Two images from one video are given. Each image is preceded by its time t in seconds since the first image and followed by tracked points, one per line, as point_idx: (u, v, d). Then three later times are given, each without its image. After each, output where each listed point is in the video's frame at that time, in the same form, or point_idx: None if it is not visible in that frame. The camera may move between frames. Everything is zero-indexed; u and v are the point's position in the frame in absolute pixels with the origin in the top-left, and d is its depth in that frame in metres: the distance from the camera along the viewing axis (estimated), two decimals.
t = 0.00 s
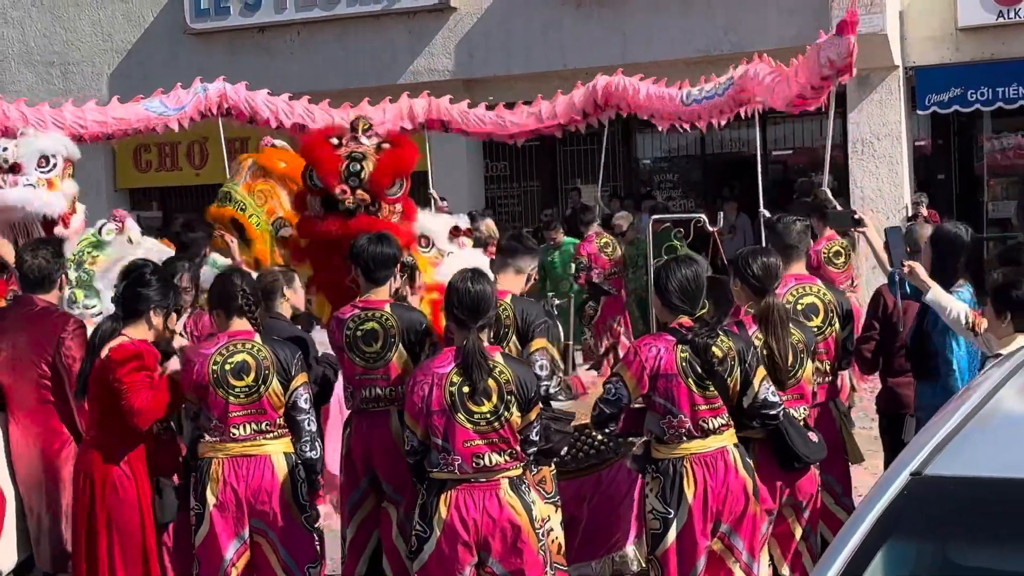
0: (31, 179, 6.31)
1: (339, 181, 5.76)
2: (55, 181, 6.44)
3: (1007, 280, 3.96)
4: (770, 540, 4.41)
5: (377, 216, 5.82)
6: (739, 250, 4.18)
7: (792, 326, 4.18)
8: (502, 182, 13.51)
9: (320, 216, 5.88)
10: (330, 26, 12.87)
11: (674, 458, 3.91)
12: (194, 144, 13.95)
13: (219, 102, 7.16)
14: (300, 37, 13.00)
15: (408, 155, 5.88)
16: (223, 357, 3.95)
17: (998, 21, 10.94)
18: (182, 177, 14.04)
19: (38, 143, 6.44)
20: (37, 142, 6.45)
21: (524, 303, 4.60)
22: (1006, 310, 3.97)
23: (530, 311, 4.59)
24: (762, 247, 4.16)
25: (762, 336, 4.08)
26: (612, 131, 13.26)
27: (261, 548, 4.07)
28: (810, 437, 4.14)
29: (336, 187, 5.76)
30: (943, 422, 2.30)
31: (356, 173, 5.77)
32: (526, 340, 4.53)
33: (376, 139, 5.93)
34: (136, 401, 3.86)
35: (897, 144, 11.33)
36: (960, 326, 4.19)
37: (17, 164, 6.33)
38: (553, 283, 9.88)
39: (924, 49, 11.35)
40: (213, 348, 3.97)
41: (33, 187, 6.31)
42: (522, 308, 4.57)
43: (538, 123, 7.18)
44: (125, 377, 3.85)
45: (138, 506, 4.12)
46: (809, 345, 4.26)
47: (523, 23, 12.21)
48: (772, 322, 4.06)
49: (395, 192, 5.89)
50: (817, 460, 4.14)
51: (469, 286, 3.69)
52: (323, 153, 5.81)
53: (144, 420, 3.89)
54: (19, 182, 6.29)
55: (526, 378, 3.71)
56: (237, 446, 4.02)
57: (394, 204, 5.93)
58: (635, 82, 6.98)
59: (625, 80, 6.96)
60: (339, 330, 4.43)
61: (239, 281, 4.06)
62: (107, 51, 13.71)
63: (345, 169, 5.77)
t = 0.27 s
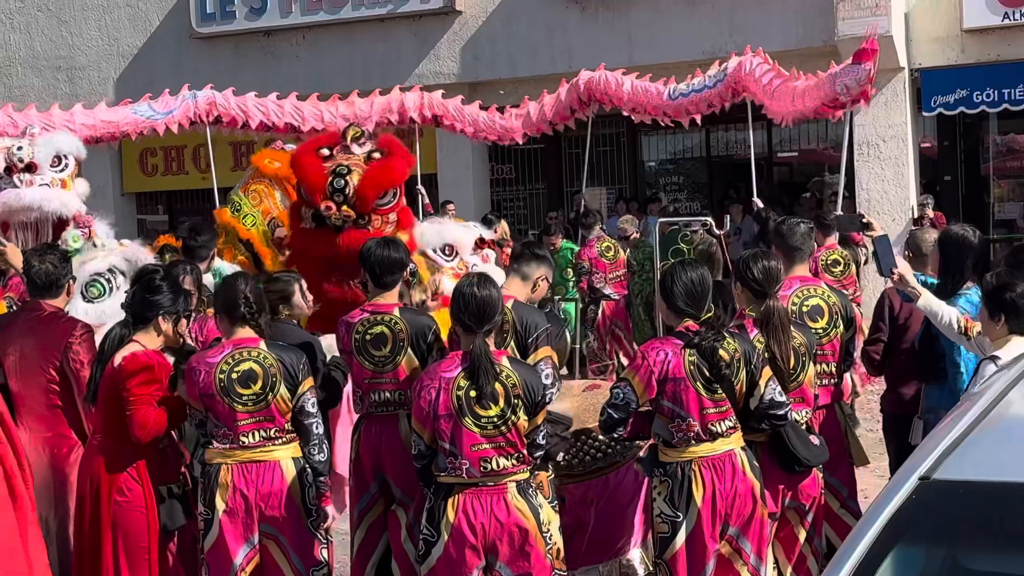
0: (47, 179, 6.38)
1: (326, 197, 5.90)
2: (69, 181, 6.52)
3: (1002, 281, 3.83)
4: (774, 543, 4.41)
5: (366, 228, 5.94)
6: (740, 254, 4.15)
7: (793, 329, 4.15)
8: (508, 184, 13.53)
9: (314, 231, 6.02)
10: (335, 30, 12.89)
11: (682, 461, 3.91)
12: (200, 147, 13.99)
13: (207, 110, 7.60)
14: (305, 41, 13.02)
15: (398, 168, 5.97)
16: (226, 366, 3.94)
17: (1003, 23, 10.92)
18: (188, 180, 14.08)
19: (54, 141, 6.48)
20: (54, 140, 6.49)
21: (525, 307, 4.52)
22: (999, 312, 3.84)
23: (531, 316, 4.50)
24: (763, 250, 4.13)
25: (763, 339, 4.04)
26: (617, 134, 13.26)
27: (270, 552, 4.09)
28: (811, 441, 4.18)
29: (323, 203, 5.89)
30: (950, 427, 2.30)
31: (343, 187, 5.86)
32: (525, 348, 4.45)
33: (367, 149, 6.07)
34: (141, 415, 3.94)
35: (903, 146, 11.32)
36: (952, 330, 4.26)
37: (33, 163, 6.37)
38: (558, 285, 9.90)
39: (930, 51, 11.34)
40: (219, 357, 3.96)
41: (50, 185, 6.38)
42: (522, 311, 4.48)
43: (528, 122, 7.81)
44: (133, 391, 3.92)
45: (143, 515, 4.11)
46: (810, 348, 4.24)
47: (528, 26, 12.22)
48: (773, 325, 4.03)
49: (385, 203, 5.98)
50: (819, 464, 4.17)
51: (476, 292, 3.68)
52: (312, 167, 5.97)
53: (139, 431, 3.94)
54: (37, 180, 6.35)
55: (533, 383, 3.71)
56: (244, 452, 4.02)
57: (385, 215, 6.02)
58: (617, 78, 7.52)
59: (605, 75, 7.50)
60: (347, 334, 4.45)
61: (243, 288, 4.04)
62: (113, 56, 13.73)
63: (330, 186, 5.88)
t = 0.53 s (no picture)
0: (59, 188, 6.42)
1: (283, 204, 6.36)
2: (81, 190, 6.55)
3: (993, 284, 3.82)
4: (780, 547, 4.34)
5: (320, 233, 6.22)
6: (746, 258, 4.15)
7: (800, 332, 4.13)
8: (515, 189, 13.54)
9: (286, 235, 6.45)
10: (343, 35, 12.91)
11: (692, 466, 3.91)
12: (209, 152, 14.01)
13: (192, 117, 7.45)
14: (313, 46, 13.05)
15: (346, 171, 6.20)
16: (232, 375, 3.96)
17: (1011, 25, 10.91)
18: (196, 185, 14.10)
19: (68, 150, 6.51)
20: (68, 148, 6.52)
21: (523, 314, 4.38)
22: (988, 314, 3.83)
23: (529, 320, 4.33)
24: (770, 254, 4.14)
25: (770, 343, 4.01)
26: (625, 138, 13.27)
27: (281, 557, 4.08)
28: (818, 446, 4.19)
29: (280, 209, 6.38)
30: (964, 430, 2.30)
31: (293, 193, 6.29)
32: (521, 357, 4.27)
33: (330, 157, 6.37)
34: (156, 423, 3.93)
35: (911, 149, 11.32)
36: (944, 335, 4.31)
37: (47, 172, 6.43)
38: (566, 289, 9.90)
39: (938, 54, 11.33)
40: (223, 367, 3.96)
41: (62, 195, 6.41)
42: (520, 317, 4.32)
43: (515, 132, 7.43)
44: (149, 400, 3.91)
45: (157, 522, 4.13)
46: (818, 352, 4.21)
47: (536, 30, 12.23)
48: (781, 329, 4.01)
49: (338, 207, 6.20)
50: (826, 468, 4.18)
51: (482, 297, 3.69)
52: (276, 176, 6.44)
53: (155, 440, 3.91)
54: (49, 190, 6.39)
55: (542, 386, 3.72)
56: (256, 458, 4.03)
57: (339, 220, 6.22)
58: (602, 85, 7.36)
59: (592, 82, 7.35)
60: (356, 339, 4.45)
61: (238, 296, 4.01)
62: (122, 62, 13.77)
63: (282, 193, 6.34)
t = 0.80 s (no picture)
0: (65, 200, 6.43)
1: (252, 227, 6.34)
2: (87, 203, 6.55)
3: (981, 290, 3.82)
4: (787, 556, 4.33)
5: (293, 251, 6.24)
6: (752, 263, 4.18)
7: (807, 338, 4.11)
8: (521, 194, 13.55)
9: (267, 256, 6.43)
10: (349, 41, 12.92)
11: (699, 472, 3.90)
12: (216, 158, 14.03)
13: (174, 128, 7.48)
14: (319, 51, 13.06)
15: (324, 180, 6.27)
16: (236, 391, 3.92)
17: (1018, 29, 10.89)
18: (203, 191, 14.12)
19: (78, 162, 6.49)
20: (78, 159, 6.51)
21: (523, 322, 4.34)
22: (977, 320, 3.81)
23: (529, 334, 4.30)
24: (777, 260, 4.17)
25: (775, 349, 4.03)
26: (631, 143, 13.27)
27: (287, 562, 4.12)
28: (824, 452, 4.19)
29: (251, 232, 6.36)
30: (975, 437, 2.29)
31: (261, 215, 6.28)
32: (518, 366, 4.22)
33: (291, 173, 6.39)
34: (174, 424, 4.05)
35: (918, 153, 11.30)
36: (935, 343, 4.32)
37: (54, 182, 6.42)
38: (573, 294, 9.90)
39: (944, 58, 11.32)
40: (223, 379, 3.93)
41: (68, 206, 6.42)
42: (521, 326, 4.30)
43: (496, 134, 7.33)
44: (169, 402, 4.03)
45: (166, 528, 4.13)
46: (824, 357, 4.15)
47: (542, 36, 12.23)
48: (788, 333, 4.00)
49: (308, 220, 6.22)
50: (833, 474, 4.18)
51: (484, 302, 3.69)
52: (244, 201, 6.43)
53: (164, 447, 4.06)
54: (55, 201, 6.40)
55: (545, 390, 3.71)
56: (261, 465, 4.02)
57: (310, 233, 6.24)
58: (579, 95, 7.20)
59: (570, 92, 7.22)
60: (362, 345, 4.46)
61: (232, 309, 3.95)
62: (129, 68, 13.79)
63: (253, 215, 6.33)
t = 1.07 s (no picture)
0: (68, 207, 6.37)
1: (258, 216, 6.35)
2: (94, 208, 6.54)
3: (972, 294, 3.82)
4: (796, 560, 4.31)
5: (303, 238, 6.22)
6: (756, 268, 4.15)
7: (812, 340, 4.06)
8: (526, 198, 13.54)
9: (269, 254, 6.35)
10: (354, 46, 12.93)
11: (704, 475, 3.89)
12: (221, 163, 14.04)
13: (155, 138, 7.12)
14: (323, 56, 13.06)
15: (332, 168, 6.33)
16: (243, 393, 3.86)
17: None
18: (208, 196, 14.12)
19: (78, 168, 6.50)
20: (78, 167, 6.51)
21: (531, 327, 4.34)
22: (969, 323, 3.81)
23: (534, 336, 4.31)
24: (781, 263, 4.13)
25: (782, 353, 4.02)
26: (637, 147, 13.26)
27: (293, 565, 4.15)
28: (830, 455, 4.16)
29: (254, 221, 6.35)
30: (982, 438, 2.29)
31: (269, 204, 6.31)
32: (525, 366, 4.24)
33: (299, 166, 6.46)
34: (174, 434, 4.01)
35: (924, 157, 11.29)
36: (931, 348, 4.37)
37: (54, 192, 6.37)
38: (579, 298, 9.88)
39: (950, 62, 11.30)
40: (226, 383, 3.87)
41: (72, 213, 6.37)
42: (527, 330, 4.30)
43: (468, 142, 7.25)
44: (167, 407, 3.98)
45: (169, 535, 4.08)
46: (831, 360, 4.10)
47: (548, 40, 12.23)
48: (793, 337, 3.98)
49: (321, 210, 6.26)
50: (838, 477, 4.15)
51: (480, 304, 3.68)
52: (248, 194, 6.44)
53: (174, 457, 4.03)
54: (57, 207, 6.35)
55: (541, 392, 3.67)
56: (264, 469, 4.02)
57: (324, 222, 6.27)
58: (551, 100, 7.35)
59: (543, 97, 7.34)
60: (367, 348, 4.45)
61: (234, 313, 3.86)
62: (134, 73, 13.80)
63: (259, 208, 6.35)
